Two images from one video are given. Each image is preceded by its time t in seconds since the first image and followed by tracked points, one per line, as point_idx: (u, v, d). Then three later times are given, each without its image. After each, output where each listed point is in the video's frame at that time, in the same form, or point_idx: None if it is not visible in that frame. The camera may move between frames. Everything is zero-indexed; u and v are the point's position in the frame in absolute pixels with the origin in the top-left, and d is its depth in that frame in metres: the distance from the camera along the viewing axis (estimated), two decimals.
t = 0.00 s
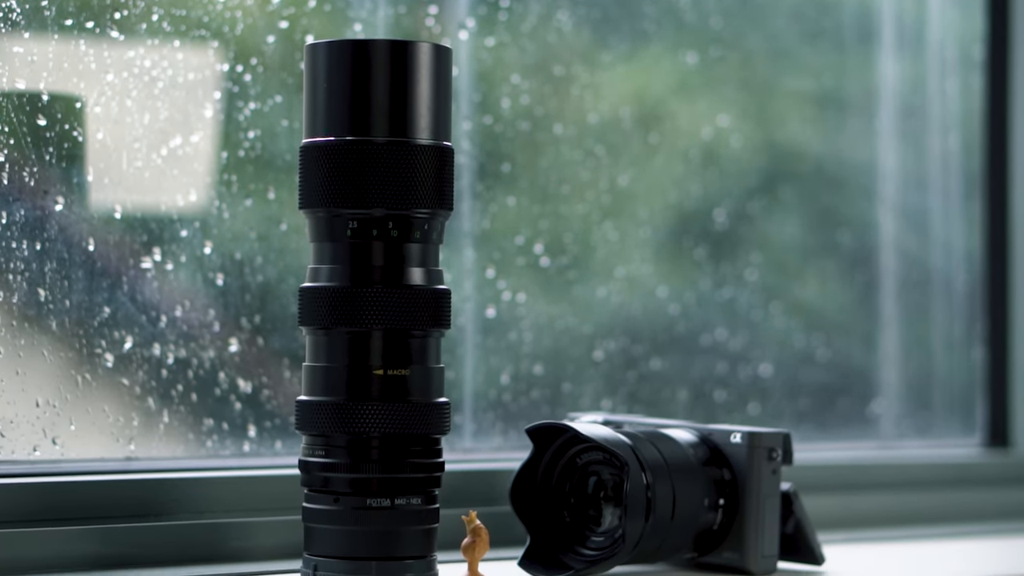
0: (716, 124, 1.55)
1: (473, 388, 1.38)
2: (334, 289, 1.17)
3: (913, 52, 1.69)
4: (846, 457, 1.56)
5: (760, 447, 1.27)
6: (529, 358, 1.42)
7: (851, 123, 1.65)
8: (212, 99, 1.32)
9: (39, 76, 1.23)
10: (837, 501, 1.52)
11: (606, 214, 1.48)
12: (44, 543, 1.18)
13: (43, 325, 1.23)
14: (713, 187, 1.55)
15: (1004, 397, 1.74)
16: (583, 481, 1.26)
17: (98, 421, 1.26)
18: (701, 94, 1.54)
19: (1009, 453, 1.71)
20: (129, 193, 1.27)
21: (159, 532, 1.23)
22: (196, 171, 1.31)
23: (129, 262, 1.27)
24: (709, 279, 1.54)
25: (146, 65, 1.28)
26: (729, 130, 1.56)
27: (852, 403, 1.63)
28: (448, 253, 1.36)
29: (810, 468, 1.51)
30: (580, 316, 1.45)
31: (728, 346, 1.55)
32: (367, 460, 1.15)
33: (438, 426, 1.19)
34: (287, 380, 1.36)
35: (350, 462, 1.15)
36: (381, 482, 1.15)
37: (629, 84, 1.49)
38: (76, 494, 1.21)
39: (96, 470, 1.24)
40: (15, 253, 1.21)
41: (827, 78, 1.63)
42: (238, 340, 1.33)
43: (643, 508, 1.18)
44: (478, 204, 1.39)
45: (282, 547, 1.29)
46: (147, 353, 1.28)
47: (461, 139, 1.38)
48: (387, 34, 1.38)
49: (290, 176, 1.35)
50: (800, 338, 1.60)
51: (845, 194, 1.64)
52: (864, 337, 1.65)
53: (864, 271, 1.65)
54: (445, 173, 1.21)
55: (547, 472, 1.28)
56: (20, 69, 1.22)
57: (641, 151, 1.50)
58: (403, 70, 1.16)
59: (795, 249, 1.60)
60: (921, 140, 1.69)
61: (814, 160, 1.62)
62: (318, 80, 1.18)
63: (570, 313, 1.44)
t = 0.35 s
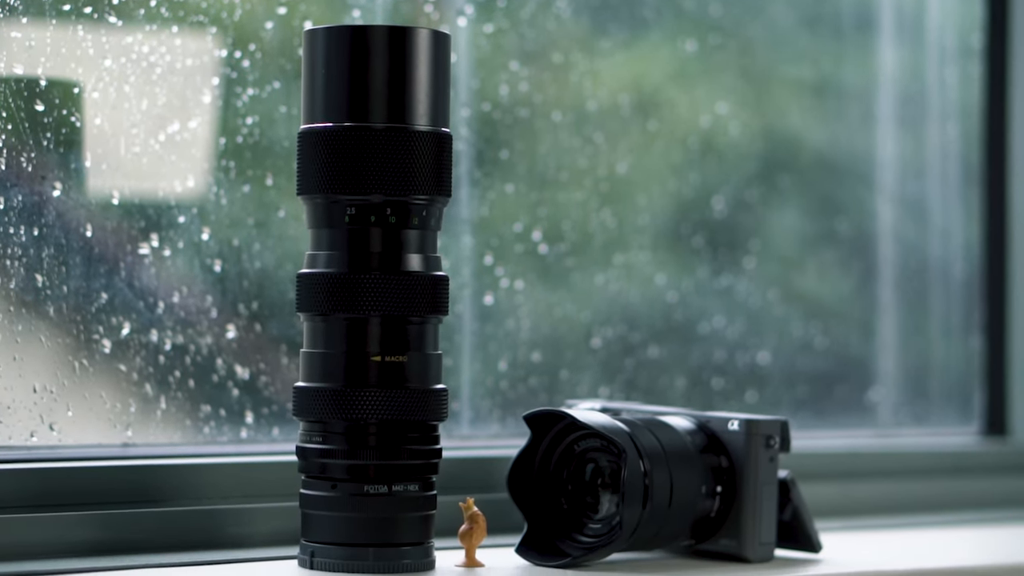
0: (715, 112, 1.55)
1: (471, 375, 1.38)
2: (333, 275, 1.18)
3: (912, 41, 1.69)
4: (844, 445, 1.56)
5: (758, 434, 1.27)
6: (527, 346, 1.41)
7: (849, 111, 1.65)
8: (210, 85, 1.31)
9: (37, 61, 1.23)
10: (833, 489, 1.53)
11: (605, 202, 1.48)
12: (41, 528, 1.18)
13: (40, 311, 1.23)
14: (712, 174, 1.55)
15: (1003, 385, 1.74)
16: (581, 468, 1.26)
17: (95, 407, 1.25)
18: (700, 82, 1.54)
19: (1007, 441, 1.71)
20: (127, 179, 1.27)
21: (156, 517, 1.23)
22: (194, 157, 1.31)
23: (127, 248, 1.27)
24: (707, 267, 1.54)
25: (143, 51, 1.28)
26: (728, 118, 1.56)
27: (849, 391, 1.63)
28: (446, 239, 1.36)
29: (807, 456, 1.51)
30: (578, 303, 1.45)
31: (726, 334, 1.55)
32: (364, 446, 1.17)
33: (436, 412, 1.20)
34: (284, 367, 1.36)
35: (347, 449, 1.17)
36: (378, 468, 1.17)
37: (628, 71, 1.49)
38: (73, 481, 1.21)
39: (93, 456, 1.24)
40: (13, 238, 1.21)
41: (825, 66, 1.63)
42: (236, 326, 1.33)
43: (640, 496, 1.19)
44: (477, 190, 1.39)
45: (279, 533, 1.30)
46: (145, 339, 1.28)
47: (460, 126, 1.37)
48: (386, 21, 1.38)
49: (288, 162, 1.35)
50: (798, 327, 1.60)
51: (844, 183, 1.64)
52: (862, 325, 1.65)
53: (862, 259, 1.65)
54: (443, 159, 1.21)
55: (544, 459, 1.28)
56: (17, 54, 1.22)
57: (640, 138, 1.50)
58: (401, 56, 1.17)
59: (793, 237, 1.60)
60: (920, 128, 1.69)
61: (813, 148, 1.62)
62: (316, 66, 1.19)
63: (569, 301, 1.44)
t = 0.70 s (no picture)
0: (704, 100, 1.55)
1: (460, 363, 1.38)
2: (322, 262, 1.18)
3: (902, 30, 1.69)
4: (833, 433, 1.57)
5: (747, 422, 1.27)
6: (516, 334, 1.41)
7: (839, 100, 1.65)
8: (199, 72, 1.31)
9: (26, 47, 1.22)
10: (821, 477, 1.53)
11: (594, 190, 1.47)
12: (29, 515, 1.18)
13: (29, 298, 1.22)
14: (701, 163, 1.55)
15: (991, 374, 1.74)
16: (570, 456, 1.26)
17: (84, 394, 1.25)
18: (690, 70, 1.54)
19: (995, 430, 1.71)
20: (115, 166, 1.27)
21: (144, 504, 1.23)
22: (183, 143, 1.30)
23: (115, 235, 1.27)
24: (696, 256, 1.54)
25: (132, 37, 1.28)
26: (717, 106, 1.56)
27: (838, 380, 1.63)
28: (435, 226, 1.36)
29: (796, 444, 1.51)
30: (568, 291, 1.45)
31: (716, 322, 1.55)
32: (353, 433, 1.17)
33: (425, 400, 1.20)
34: (273, 354, 1.35)
35: (336, 436, 1.17)
36: (366, 455, 1.17)
37: (618, 59, 1.49)
38: (61, 468, 1.21)
39: (81, 443, 1.24)
40: (2, 224, 1.21)
41: (815, 55, 1.63)
42: (225, 313, 1.33)
43: (629, 483, 1.19)
44: (466, 178, 1.38)
45: (267, 520, 1.30)
46: (133, 326, 1.28)
47: (449, 113, 1.37)
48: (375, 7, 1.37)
49: (277, 149, 1.35)
50: (787, 315, 1.60)
51: (833, 171, 1.64)
52: (851, 314, 1.65)
53: (851, 248, 1.65)
54: (433, 146, 1.21)
55: (533, 447, 1.28)
56: (6, 40, 1.21)
57: (629, 126, 1.50)
58: (391, 42, 1.17)
59: (783, 226, 1.60)
60: (909, 116, 1.69)
61: (802, 136, 1.62)
62: (306, 53, 1.19)
63: (558, 289, 1.44)
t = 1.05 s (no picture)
0: (696, 88, 1.55)
1: (451, 350, 1.38)
2: (312, 249, 1.17)
3: (894, 18, 1.69)
4: (823, 422, 1.57)
5: (737, 410, 1.27)
6: (507, 321, 1.41)
7: (830, 88, 1.65)
8: (190, 59, 1.31)
9: (16, 33, 1.22)
10: (812, 465, 1.53)
11: (585, 177, 1.47)
12: (19, 501, 1.17)
13: (19, 284, 1.22)
14: (692, 151, 1.55)
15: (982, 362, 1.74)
16: (560, 443, 1.26)
17: (74, 380, 1.25)
18: (681, 58, 1.54)
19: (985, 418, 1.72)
20: (106, 152, 1.27)
21: (135, 491, 1.23)
22: (174, 130, 1.30)
23: (106, 222, 1.27)
24: (688, 244, 1.54)
25: (123, 23, 1.27)
26: (709, 94, 1.56)
27: (829, 368, 1.63)
28: (426, 214, 1.36)
29: (786, 431, 1.51)
30: (559, 278, 1.45)
31: (707, 310, 1.55)
32: (344, 420, 1.17)
33: (416, 386, 1.20)
34: (264, 341, 1.35)
35: (327, 423, 1.17)
36: (357, 442, 1.17)
37: (610, 47, 1.49)
38: (51, 455, 1.21)
39: (71, 430, 1.24)
40: None
41: (807, 43, 1.63)
42: (215, 301, 1.32)
43: (620, 471, 1.19)
44: (457, 165, 1.38)
45: (258, 506, 1.30)
46: (124, 312, 1.28)
47: (441, 101, 1.37)
48: None
49: (268, 136, 1.35)
50: (778, 303, 1.60)
51: (825, 159, 1.64)
52: (842, 302, 1.65)
53: (843, 236, 1.66)
54: (424, 133, 1.21)
55: (524, 434, 1.28)
56: None
57: (621, 114, 1.50)
58: (382, 28, 1.17)
59: (774, 214, 1.60)
60: (901, 104, 1.70)
61: (793, 124, 1.62)
62: (297, 39, 1.19)
63: (549, 277, 1.44)
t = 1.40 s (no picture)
0: (687, 79, 1.55)
1: (442, 341, 1.37)
2: (303, 240, 1.17)
3: (886, 9, 1.69)
4: (814, 413, 1.57)
5: (729, 401, 1.27)
6: (498, 312, 1.41)
7: (822, 79, 1.65)
8: (181, 49, 1.31)
9: (6, 23, 1.21)
10: (804, 456, 1.53)
11: (576, 168, 1.47)
12: (8, 492, 1.17)
13: (9, 275, 1.22)
14: (683, 143, 1.54)
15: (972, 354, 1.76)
16: (551, 434, 1.26)
17: (64, 371, 1.25)
18: (673, 50, 1.54)
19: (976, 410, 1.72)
20: (96, 143, 1.27)
21: (125, 482, 1.23)
22: (165, 121, 1.30)
23: (96, 212, 1.26)
24: (679, 235, 1.54)
25: (114, 14, 1.27)
26: (701, 85, 1.56)
27: (821, 359, 1.63)
28: (417, 205, 1.36)
29: (778, 423, 1.51)
30: (550, 270, 1.45)
31: (698, 301, 1.55)
32: (334, 411, 1.17)
33: (406, 377, 1.20)
34: (254, 333, 1.35)
35: (317, 414, 1.17)
36: (347, 433, 1.17)
37: (601, 38, 1.48)
38: (41, 445, 1.21)
39: (61, 421, 1.23)
40: None
41: (799, 34, 1.63)
42: (206, 292, 1.32)
43: (611, 462, 1.19)
44: (448, 156, 1.38)
45: (248, 498, 1.29)
46: (114, 303, 1.27)
47: (432, 92, 1.37)
48: None
49: (259, 126, 1.35)
50: (770, 294, 1.60)
51: (816, 150, 1.64)
52: (833, 294, 1.65)
53: (834, 227, 1.65)
54: (415, 123, 1.21)
55: (515, 425, 1.28)
56: None
57: (612, 105, 1.50)
58: (372, 18, 1.17)
59: (765, 206, 1.60)
60: (893, 95, 1.70)
61: (786, 115, 1.62)
62: (288, 29, 1.18)
63: (540, 268, 1.44)
